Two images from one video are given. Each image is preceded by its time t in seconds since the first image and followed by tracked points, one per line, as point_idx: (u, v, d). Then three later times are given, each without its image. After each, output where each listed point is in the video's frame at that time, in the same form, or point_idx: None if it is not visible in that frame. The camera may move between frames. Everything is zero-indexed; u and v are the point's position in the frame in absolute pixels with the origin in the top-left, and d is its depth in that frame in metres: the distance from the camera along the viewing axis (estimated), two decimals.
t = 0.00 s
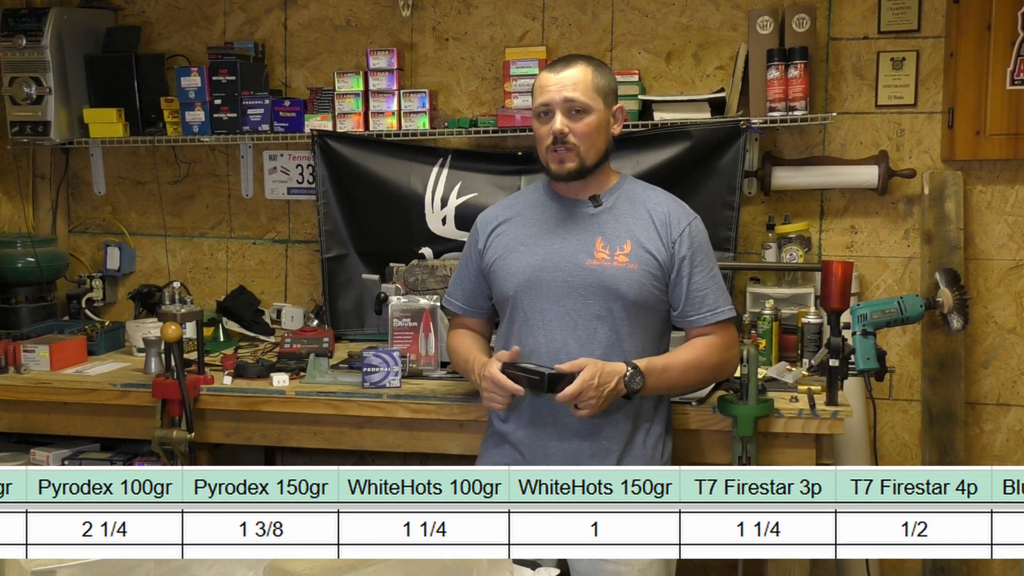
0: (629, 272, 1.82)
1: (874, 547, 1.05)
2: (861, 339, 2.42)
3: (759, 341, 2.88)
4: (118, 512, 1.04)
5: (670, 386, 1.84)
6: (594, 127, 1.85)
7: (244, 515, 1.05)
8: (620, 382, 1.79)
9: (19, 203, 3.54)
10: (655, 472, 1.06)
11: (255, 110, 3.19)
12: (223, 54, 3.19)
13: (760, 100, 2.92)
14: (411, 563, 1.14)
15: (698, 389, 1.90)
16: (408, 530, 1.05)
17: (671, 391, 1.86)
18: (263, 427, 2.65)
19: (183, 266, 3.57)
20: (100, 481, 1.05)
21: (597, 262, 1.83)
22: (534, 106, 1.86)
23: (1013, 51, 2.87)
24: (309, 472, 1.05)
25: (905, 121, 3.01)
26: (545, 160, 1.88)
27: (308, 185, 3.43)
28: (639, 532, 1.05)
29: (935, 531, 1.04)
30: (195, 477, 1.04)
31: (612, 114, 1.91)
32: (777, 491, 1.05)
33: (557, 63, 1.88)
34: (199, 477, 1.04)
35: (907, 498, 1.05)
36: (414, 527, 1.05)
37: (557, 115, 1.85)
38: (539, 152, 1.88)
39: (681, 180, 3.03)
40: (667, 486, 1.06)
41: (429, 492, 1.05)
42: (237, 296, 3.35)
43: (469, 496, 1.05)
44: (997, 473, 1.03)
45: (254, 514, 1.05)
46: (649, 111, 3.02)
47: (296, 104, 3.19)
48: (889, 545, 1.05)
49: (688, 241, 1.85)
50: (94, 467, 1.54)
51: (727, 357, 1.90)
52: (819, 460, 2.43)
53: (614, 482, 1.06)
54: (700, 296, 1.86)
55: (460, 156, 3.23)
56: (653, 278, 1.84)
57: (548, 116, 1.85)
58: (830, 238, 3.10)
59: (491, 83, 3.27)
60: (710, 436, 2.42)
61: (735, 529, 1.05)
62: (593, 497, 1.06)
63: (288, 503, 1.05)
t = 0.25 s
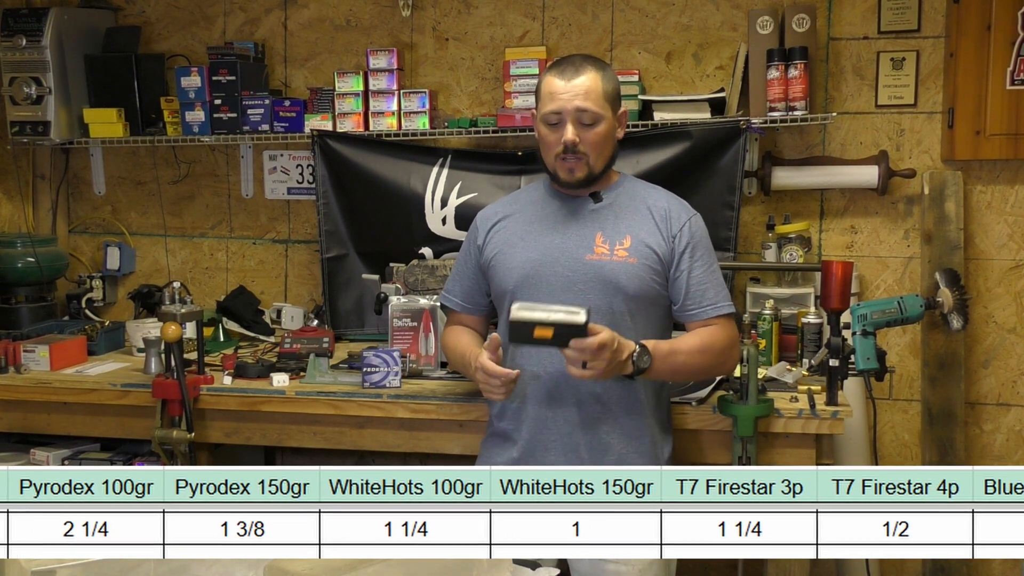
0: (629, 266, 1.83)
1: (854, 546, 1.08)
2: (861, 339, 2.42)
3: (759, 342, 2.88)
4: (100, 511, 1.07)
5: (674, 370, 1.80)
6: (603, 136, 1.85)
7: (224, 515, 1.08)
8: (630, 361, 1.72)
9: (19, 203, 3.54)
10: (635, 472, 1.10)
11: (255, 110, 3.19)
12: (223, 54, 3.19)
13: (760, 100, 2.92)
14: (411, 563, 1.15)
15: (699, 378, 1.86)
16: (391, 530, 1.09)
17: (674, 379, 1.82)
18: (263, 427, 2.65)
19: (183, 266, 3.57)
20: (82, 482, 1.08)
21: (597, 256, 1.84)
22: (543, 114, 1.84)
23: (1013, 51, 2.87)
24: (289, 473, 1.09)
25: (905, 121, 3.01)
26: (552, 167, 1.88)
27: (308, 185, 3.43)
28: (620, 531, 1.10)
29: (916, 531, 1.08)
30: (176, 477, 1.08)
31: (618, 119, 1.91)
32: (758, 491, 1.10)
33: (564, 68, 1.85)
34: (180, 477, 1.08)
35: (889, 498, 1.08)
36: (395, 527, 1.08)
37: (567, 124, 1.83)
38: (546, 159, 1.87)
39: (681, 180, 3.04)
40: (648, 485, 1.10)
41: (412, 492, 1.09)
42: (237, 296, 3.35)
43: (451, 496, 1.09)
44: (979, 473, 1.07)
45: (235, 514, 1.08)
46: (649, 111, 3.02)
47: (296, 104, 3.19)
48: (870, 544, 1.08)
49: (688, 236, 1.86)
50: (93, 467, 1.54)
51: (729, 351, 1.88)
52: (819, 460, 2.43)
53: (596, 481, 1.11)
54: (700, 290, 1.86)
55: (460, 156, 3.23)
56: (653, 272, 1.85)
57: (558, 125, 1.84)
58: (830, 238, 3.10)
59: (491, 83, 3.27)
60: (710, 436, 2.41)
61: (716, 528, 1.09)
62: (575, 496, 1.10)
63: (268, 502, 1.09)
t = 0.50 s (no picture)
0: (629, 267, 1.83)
1: (835, 546, 1.07)
2: (861, 339, 2.42)
3: (759, 341, 2.88)
4: (81, 511, 1.06)
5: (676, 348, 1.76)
6: (606, 134, 1.85)
7: (205, 515, 1.07)
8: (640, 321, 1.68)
9: (19, 203, 3.56)
10: (615, 472, 1.08)
11: (255, 110, 3.19)
12: (223, 54, 3.19)
13: (760, 100, 2.92)
14: (410, 563, 1.14)
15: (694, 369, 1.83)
16: (372, 530, 1.08)
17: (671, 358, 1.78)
18: (263, 427, 2.65)
19: (183, 266, 3.57)
20: (63, 481, 1.06)
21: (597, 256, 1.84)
22: (545, 112, 1.84)
23: (1013, 51, 2.87)
24: (271, 472, 1.07)
25: (905, 120, 3.01)
26: (555, 166, 1.87)
27: (308, 185, 3.43)
28: (601, 531, 1.08)
29: (897, 531, 1.06)
30: (158, 477, 1.06)
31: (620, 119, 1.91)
32: (739, 491, 1.07)
33: (567, 67, 1.85)
34: (161, 477, 1.06)
35: (871, 498, 1.06)
36: (377, 526, 1.08)
37: (569, 123, 1.83)
38: (549, 158, 1.87)
39: (681, 179, 3.04)
40: (628, 485, 1.08)
41: (393, 492, 1.08)
42: (237, 296, 3.35)
43: (431, 495, 1.08)
44: (960, 473, 1.06)
45: (217, 513, 1.07)
46: (649, 111, 3.01)
47: (296, 104, 3.19)
48: (851, 543, 1.07)
49: (688, 236, 1.86)
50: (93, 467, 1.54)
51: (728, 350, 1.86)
52: (819, 460, 2.43)
53: (577, 481, 1.08)
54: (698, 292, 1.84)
55: (460, 156, 3.23)
56: (652, 273, 1.84)
57: (560, 123, 1.84)
58: (830, 238, 3.10)
59: (491, 83, 3.27)
60: (709, 436, 2.42)
61: (697, 528, 1.08)
62: (556, 497, 1.08)
63: (250, 502, 1.07)
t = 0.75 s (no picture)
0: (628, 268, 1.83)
1: (816, 546, 1.02)
2: (861, 339, 2.42)
3: (759, 341, 2.88)
4: (61, 511, 1.02)
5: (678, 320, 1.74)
6: (602, 134, 1.85)
7: (186, 514, 1.03)
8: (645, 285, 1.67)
9: (19, 203, 3.55)
10: (599, 472, 1.03)
11: (255, 110, 3.19)
12: (223, 54, 3.19)
13: (760, 100, 2.92)
14: (410, 564, 1.13)
15: (690, 353, 1.80)
16: (352, 529, 1.04)
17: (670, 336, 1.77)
18: (263, 426, 2.65)
19: (183, 266, 3.57)
20: (43, 481, 1.02)
21: (596, 257, 1.84)
22: (541, 112, 1.84)
23: (1013, 51, 2.87)
24: (252, 472, 1.03)
25: (905, 120, 3.01)
26: (551, 166, 1.88)
27: (308, 185, 3.43)
28: (583, 530, 1.04)
29: (878, 530, 1.02)
30: (139, 476, 1.03)
31: (617, 117, 1.91)
32: (721, 491, 1.03)
33: (562, 67, 1.85)
34: (142, 476, 1.03)
35: (851, 498, 1.02)
36: (358, 526, 1.03)
37: (565, 122, 1.84)
38: (546, 158, 1.88)
39: (681, 180, 3.04)
40: (611, 485, 1.04)
41: (373, 492, 1.04)
42: (237, 296, 3.35)
43: (412, 495, 1.03)
44: (941, 472, 1.01)
45: (198, 513, 1.03)
46: (649, 111, 3.02)
47: (296, 104, 3.19)
48: (832, 544, 1.02)
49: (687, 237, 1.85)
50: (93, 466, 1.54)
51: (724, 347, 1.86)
52: (819, 460, 2.43)
53: (558, 481, 1.04)
54: (697, 291, 1.84)
55: (460, 156, 3.23)
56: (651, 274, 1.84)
57: (556, 123, 1.84)
58: (830, 238, 3.10)
59: (491, 83, 3.27)
60: (709, 436, 2.42)
61: (679, 528, 1.03)
62: (539, 496, 1.03)
63: (231, 502, 1.03)
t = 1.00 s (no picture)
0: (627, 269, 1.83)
1: (798, 546, 1.03)
2: (860, 339, 2.42)
3: (759, 342, 2.88)
4: (42, 511, 1.02)
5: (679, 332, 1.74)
6: (600, 133, 1.84)
7: (167, 515, 1.03)
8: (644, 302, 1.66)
9: (19, 203, 3.55)
10: (580, 471, 1.04)
11: (255, 110, 3.19)
12: (223, 54, 3.19)
13: (760, 100, 2.92)
14: (410, 563, 1.13)
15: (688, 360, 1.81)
16: (334, 529, 1.04)
17: (669, 347, 1.76)
18: (263, 427, 2.65)
19: (183, 266, 3.57)
20: (25, 481, 1.03)
21: (595, 258, 1.84)
22: (538, 112, 1.84)
23: (1013, 51, 2.87)
24: (234, 472, 1.04)
25: (905, 120, 3.01)
26: (550, 166, 1.88)
27: (308, 185, 3.43)
28: (564, 531, 1.04)
29: (859, 531, 1.02)
30: (120, 477, 1.03)
31: (616, 117, 1.90)
32: (703, 491, 1.04)
33: (560, 67, 1.85)
34: (123, 477, 1.03)
35: (832, 498, 1.02)
36: (339, 526, 1.04)
37: (563, 122, 1.83)
38: (544, 158, 1.87)
39: (681, 180, 3.03)
40: (592, 485, 1.04)
41: (354, 491, 1.04)
42: (237, 296, 3.35)
43: (394, 495, 1.04)
44: (923, 472, 1.02)
45: (179, 513, 1.03)
46: (649, 111, 3.02)
47: (296, 104, 3.19)
48: (813, 544, 1.03)
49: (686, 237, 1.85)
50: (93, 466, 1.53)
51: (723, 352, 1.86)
52: (819, 459, 2.43)
53: (540, 481, 1.04)
54: (693, 292, 1.84)
55: (460, 156, 3.23)
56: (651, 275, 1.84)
57: (553, 123, 1.84)
58: (830, 238, 3.10)
59: (491, 83, 3.27)
60: (709, 436, 2.42)
61: (661, 528, 1.04)
62: (519, 496, 1.04)
63: (212, 503, 1.04)
